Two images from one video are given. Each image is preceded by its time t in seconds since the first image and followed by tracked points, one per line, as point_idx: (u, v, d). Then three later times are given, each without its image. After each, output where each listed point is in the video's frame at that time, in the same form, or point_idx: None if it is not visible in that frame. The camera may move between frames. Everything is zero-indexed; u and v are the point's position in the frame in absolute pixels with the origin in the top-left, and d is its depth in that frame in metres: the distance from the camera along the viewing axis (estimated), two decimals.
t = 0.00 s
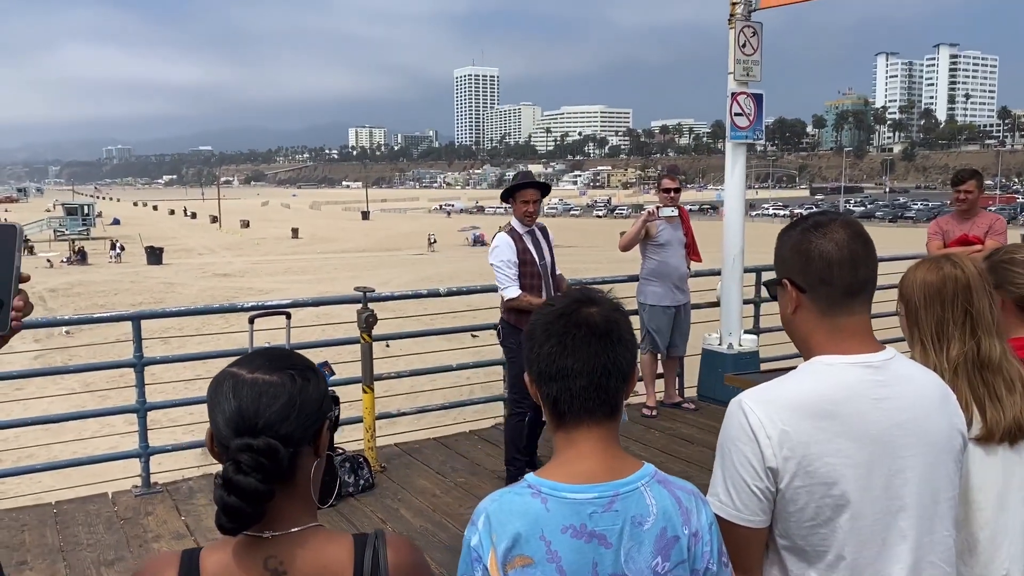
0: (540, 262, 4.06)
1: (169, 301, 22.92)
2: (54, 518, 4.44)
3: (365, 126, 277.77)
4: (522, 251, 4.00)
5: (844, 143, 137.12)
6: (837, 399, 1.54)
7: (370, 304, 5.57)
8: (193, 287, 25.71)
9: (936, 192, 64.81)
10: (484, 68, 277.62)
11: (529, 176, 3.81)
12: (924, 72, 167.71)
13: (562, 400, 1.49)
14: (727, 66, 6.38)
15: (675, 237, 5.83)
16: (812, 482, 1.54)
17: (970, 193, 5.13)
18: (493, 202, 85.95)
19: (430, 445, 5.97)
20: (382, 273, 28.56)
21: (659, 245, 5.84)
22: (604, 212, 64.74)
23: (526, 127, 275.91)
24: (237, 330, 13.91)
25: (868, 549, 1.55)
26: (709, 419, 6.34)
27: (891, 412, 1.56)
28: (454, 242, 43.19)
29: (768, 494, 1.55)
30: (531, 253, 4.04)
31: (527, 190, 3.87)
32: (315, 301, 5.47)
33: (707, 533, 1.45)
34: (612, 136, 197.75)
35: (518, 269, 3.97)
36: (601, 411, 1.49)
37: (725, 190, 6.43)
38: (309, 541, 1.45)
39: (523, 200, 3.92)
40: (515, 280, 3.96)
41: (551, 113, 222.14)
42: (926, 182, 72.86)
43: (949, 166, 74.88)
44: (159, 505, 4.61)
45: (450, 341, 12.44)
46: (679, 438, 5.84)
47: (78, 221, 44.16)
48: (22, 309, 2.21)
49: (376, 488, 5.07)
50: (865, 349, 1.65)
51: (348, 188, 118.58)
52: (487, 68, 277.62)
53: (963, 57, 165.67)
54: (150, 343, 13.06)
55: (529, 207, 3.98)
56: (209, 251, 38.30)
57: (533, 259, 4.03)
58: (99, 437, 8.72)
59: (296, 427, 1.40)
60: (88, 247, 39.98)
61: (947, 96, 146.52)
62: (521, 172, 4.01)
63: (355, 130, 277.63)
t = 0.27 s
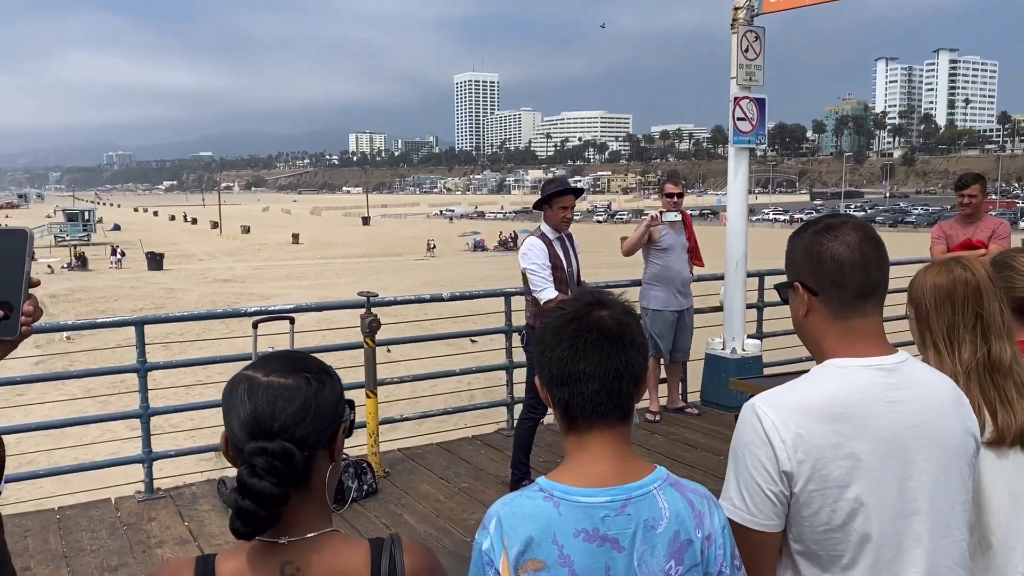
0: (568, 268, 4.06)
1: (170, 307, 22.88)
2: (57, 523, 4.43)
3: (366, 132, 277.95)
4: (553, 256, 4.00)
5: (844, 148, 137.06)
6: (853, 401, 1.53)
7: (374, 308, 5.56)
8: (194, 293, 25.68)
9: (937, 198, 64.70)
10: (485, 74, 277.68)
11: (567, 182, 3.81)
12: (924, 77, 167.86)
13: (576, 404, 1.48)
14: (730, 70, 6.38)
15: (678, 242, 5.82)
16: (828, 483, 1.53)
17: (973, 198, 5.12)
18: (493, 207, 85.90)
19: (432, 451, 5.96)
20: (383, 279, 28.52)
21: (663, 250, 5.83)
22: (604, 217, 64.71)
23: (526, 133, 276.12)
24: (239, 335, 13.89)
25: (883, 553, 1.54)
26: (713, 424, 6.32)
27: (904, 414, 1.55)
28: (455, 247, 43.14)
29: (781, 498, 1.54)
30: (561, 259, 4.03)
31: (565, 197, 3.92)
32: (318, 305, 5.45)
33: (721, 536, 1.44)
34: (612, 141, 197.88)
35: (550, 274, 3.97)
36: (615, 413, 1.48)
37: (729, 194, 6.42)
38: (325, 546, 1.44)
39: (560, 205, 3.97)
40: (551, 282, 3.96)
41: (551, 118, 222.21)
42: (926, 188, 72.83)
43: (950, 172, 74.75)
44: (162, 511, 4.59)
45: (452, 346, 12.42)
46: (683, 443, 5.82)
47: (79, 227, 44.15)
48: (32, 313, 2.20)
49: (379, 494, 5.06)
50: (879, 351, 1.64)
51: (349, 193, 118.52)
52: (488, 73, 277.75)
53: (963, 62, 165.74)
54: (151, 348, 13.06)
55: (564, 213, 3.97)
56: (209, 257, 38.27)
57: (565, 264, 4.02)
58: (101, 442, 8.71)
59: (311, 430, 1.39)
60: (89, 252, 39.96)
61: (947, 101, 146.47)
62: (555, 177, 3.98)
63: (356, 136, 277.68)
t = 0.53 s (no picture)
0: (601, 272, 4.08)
1: (167, 314, 22.82)
2: (56, 531, 4.41)
3: (363, 139, 277.88)
4: (589, 260, 4.01)
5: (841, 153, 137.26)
6: (853, 404, 1.54)
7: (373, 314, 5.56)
8: (191, 300, 25.65)
9: (934, 203, 64.79)
10: (482, 80, 277.72)
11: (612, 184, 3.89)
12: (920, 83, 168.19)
13: (578, 407, 1.47)
14: (727, 76, 6.41)
15: (675, 246, 5.82)
16: (829, 486, 1.53)
17: (971, 201, 5.13)
18: (491, 213, 85.87)
19: (431, 456, 5.95)
20: (381, 285, 28.49)
21: (660, 255, 5.84)
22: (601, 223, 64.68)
23: (524, 139, 276.31)
24: (237, 341, 13.87)
25: (884, 555, 1.54)
26: (712, 429, 6.33)
27: (905, 416, 1.56)
28: (452, 253, 43.08)
29: (783, 500, 1.54)
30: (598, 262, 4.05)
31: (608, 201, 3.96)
32: (316, 311, 5.45)
33: (722, 539, 1.43)
34: (610, 147, 198.15)
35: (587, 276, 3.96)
36: (618, 416, 1.48)
37: (726, 199, 6.44)
38: (328, 552, 1.44)
39: (603, 208, 4.02)
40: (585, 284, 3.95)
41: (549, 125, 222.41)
42: (923, 193, 72.89)
43: (947, 177, 74.83)
44: (161, 518, 4.58)
45: (450, 352, 12.41)
46: (682, 448, 5.83)
47: (76, 234, 44.08)
48: (34, 320, 2.20)
49: (378, 500, 5.05)
50: (879, 354, 1.64)
51: (346, 200, 118.41)
52: (485, 80, 277.76)
53: (960, 67, 166.13)
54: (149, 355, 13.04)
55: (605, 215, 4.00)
56: (207, 263, 38.21)
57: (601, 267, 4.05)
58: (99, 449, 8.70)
59: (313, 434, 1.39)
60: (86, 260, 39.89)
61: (944, 106, 146.80)
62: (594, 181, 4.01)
63: (353, 142, 277.71)
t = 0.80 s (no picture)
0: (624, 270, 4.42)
1: (162, 322, 22.77)
2: (51, 540, 4.41)
3: (358, 146, 277.77)
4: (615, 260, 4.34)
5: (835, 159, 137.73)
6: (841, 408, 1.56)
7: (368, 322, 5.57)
8: (186, 308, 25.59)
9: (928, 209, 65.00)
10: (477, 88, 277.78)
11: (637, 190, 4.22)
12: (913, 89, 168.89)
13: (571, 411, 1.49)
14: (720, 84, 6.46)
15: (669, 252, 5.85)
16: (818, 489, 1.55)
17: (963, 207, 5.18)
18: (486, 221, 85.88)
19: (426, 463, 5.96)
20: (376, 293, 28.46)
21: (654, 260, 5.86)
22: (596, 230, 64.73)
23: (518, 147, 276.65)
24: (232, 349, 13.86)
25: (873, 558, 1.56)
26: (706, 435, 6.36)
27: (892, 420, 1.58)
28: (447, 260, 43.07)
29: (772, 503, 1.56)
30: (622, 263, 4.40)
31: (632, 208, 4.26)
32: (311, 320, 5.46)
33: (713, 542, 1.45)
34: (605, 154, 198.55)
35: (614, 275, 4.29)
36: (609, 421, 1.49)
37: (720, 206, 6.49)
38: (324, 557, 1.45)
39: (626, 214, 4.32)
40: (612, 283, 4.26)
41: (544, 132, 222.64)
42: (917, 199, 73.17)
43: (940, 183, 75.07)
44: (156, 526, 4.58)
45: (446, 359, 12.42)
46: (676, 454, 5.85)
47: (70, 243, 43.96)
48: (32, 329, 2.21)
49: (374, 507, 5.07)
50: (867, 359, 1.67)
51: (341, 208, 118.28)
52: (479, 87, 277.93)
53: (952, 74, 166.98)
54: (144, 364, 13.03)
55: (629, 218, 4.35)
56: (202, 272, 38.16)
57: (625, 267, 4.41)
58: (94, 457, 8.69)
59: (308, 440, 1.41)
60: (80, 269, 39.78)
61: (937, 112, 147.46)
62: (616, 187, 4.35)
63: (348, 150, 277.74)
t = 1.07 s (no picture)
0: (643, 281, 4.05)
1: (151, 331, 22.65)
2: (38, 550, 4.37)
3: (349, 153, 277.55)
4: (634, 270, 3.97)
5: (825, 165, 138.46)
6: (829, 412, 1.57)
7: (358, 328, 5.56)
8: (175, 316, 25.48)
9: (917, 215, 65.39)
10: (468, 94, 277.84)
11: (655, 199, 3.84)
12: (901, 95, 169.98)
13: (557, 418, 1.49)
14: (709, 90, 6.49)
15: (662, 258, 5.88)
16: (805, 494, 1.55)
17: (953, 212, 5.20)
18: (478, 227, 85.94)
19: (417, 471, 5.95)
20: (367, 299, 28.41)
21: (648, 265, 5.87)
22: (588, 236, 64.76)
23: (510, 153, 276.98)
24: (222, 358, 13.80)
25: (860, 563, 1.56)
26: (699, 441, 6.36)
27: (880, 424, 1.58)
28: (439, 267, 43.01)
29: (761, 506, 1.56)
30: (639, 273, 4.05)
31: (649, 214, 3.92)
32: (301, 326, 5.45)
33: (700, 548, 1.45)
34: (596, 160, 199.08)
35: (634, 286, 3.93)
36: (595, 429, 1.49)
37: (709, 213, 6.51)
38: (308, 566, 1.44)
39: (643, 222, 3.98)
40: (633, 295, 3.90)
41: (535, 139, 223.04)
42: (906, 205, 73.55)
43: (929, 189, 75.51)
44: (145, 536, 4.54)
45: (437, 366, 12.40)
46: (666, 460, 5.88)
47: (59, 251, 43.73)
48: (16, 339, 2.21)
49: (364, 515, 5.05)
50: (855, 363, 1.67)
51: (332, 215, 118.06)
52: (470, 94, 277.97)
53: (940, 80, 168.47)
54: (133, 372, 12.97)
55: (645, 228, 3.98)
56: (192, 280, 38.01)
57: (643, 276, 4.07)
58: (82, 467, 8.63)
59: (291, 449, 1.40)
60: (69, 277, 39.58)
61: (925, 118, 148.53)
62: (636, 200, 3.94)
63: (339, 157, 277.81)
